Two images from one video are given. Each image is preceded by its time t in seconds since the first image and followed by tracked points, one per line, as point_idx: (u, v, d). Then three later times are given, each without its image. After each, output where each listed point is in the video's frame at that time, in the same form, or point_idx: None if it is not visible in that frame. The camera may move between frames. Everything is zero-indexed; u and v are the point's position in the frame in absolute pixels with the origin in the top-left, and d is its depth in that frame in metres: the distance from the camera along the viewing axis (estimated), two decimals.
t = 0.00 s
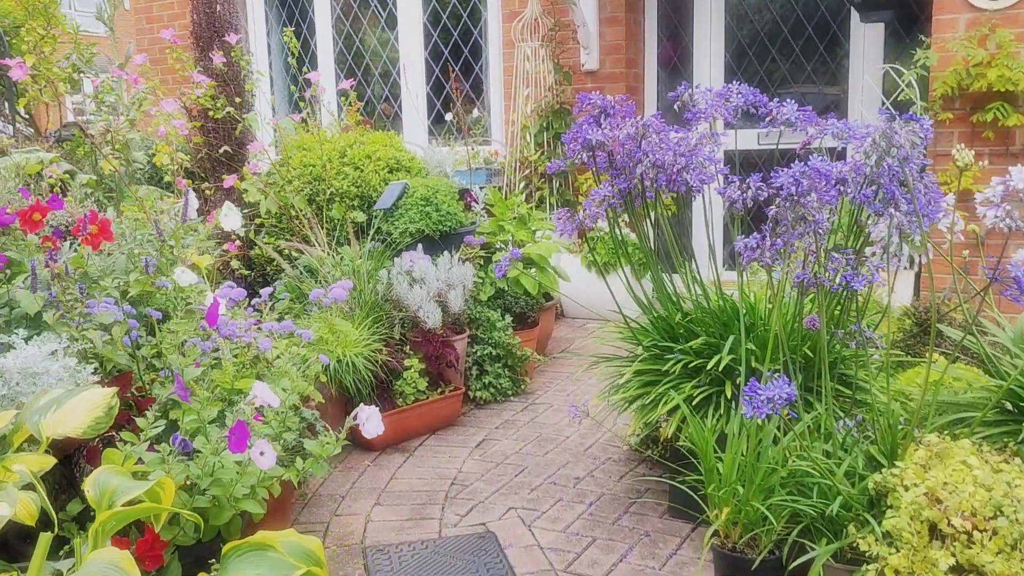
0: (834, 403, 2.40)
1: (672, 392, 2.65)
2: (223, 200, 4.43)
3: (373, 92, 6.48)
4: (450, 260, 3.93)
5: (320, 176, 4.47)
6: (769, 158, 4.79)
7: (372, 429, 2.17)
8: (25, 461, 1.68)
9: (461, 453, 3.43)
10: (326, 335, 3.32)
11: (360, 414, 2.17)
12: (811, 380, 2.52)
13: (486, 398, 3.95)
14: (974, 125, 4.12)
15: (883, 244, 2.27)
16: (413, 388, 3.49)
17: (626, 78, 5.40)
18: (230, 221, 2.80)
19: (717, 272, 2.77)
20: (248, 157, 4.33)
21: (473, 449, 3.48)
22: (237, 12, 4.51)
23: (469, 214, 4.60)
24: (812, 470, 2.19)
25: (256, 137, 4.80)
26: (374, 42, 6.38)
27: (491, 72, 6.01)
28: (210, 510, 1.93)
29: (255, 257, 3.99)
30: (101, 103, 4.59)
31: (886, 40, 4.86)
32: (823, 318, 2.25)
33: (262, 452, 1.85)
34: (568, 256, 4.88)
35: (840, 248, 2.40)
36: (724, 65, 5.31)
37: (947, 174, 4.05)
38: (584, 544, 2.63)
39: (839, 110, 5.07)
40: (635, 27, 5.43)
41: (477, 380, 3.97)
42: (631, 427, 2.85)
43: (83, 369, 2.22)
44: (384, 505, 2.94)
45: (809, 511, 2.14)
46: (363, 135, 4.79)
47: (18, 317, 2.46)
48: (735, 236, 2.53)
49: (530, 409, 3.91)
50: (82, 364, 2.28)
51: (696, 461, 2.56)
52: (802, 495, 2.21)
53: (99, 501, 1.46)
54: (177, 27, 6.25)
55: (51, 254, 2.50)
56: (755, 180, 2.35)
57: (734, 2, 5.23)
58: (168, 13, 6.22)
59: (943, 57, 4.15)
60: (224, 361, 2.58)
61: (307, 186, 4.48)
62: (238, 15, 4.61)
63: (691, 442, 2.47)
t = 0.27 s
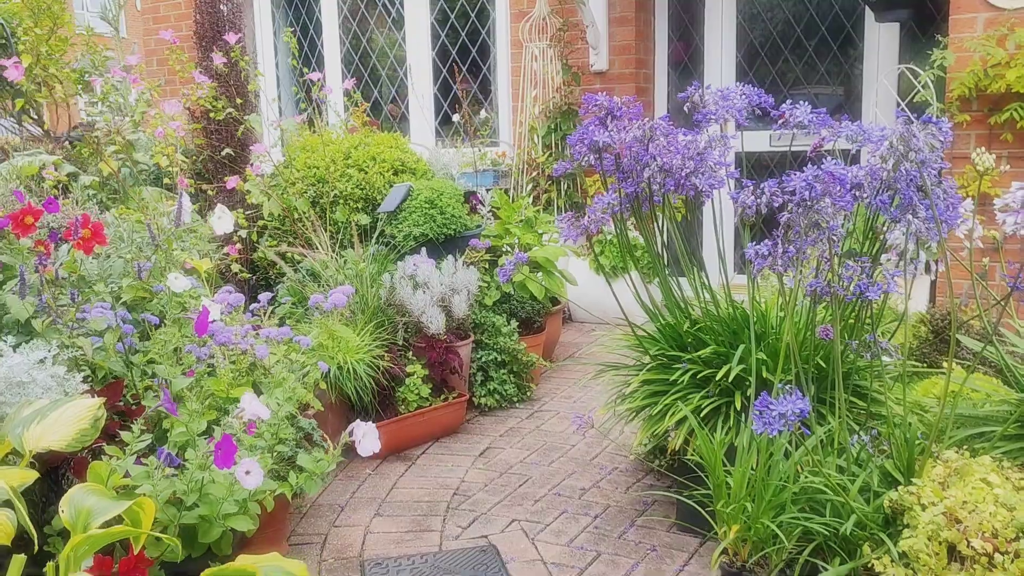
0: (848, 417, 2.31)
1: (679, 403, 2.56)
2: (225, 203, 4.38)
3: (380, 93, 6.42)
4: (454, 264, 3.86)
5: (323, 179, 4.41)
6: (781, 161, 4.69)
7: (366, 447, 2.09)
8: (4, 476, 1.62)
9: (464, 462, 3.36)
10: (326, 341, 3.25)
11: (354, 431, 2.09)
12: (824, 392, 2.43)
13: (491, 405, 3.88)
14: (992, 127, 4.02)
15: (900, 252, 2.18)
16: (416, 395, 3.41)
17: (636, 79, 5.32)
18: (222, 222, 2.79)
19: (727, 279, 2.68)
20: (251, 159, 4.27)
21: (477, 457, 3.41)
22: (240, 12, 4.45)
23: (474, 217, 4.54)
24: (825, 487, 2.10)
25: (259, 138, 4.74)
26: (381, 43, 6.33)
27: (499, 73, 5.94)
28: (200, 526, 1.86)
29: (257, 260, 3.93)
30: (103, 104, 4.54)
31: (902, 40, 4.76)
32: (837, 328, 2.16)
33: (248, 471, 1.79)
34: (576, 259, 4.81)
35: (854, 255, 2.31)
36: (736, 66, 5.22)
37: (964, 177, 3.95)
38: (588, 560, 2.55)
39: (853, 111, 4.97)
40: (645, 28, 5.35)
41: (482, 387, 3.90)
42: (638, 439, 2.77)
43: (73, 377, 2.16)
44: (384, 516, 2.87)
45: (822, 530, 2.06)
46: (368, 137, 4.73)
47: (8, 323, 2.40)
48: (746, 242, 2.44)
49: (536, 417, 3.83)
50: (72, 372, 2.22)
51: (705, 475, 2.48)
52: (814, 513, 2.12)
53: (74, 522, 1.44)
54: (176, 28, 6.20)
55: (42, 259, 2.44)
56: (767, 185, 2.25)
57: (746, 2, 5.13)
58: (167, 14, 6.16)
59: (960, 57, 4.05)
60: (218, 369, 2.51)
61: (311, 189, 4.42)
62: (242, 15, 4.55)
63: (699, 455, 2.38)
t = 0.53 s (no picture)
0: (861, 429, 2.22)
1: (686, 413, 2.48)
2: (225, 204, 4.32)
3: (384, 93, 6.35)
4: (456, 267, 3.79)
5: (324, 180, 4.35)
6: (791, 161, 4.60)
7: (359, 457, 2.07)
8: None
9: (465, 470, 3.29)
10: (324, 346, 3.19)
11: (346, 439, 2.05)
12: (835, 402, 2.34)
13: (494, 411, 3.81)
14: (1008, 127, 3.92)
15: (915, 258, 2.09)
16: (416, 401, 3.34)
17: (643, 78, 5.23)
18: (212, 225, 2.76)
19: (734, 283, 2.60)
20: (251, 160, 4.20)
21: (478, 465, 3.34)
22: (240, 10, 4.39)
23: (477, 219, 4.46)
24: (836, 503, 2.02)
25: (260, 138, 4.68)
26: (385, 42, 6.26)
27: (505, 72, 5.86)
28: (185, 543, 1.79)
29: (256, 263, 3.87)
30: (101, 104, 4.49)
31: (914, 39, 4.66)
32: (850, 337, 2.07)
33: (239, 483, 1.70)
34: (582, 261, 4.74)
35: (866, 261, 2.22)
36: (745, 65, 5.12)
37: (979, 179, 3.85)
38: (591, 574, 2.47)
39: (864, 111, 4.88)
40: (652, 26, 5.26)
41: (485, 392, 3.82)
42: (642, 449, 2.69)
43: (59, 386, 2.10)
44: (382, 527, 2.80)
45: (833, 549, 1.97)
46: (370, 137, 4.66)
47: None
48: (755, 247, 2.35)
49: (539, 423, 3.76)
50: (58, 381, 2.16)
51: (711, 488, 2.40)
52: (825, 530, 2.04)
53: (45, 545, 1.44)
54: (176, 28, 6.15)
55: (29, 263, 2.37)
56: (777, 187, 2.13)
57: None
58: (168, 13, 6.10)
59: (975, 55, 3.95)
60: (211, 377, 2.44)
61: (312, 190, 4.36)
62: (242, 14, 4.49)
63: (705, 467, 2.30)
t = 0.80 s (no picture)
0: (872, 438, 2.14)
1: (690, 421, 2.40)
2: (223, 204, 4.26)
3: (386, 91, 6.29)
4: (457, 269, 3.72)
5: (324, 180, 4.29)
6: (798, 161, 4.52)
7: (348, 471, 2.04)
8: None
9: (465, 476, 3.22)
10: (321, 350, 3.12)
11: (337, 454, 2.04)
12: (845, 411, 2.26)
13: (495, 415, 3.74)
14: (1021, 125, 3.83)
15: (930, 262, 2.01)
16: (415, 405, 3.28)
17: (648, 76, 5.14)
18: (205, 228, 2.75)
19: (740, 287, 2.52)
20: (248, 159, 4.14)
21: (478, 471, 3.27)
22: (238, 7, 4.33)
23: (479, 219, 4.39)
24: (846, 518, 1.94)
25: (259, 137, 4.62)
26: (387, 39, 6.19)
27: (508, 70, 5.79)
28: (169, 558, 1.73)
29: (253, 264, 3.81)
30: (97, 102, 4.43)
31: (924, 35, 4.57)
32: (861, 345, 1.99)
33: (219, 501, 1.66)
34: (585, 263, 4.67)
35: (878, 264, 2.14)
36: (751, 63, 5.04)
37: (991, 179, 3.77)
38: None
39: (873, 109, 4.79)
40: (657, 23, 5.18)
41: (486, 396, 3.76)
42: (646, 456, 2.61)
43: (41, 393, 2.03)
44: (378, 536, 2.73)
45: (843, 565, 1.89)
46: (370, 136, 4.60)
47: None
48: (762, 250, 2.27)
49: (541, 427, 3.69)
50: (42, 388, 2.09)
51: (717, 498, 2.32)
52: (835, 545, 1.96)
53: (14, 565, 1.47)
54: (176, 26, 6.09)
55: (13, 265, 2.31)
56: (785, 189, 2.05)
57: None
58: (167, 11, 6.05)
59: (987, 52, 3.87)
60: (202, 382, 2.38)
61: (311, 190, 4.30)
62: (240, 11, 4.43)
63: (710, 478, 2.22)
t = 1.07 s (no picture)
0: (882, 441, 2.07)
1: (695, 423, 2.34)
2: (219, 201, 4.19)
3: (386, 87, 6.22)
4: (456, 266, 3.65)
5: (322, 176, 4.23)
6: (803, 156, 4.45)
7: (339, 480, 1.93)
8: None
9: (465, 477, 3.16)
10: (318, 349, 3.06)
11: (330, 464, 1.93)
12: (855, 412, 2.19)
13: (495, 415, 3.68)
14: None
15: (942, 259, 1.94)
16: (414, 406, 3.22)
17: (650, 71, 5.07)
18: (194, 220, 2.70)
19: (746, 284, 2.45)
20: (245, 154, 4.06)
21: (478, 472, 3.21)
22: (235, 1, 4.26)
23: (479, 216, 4.33)
24: (857, 524, 1.87)
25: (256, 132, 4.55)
26: (387, 35, 6.13)
27: (509, 66, 5.72)
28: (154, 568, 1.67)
29: (250, 262, 3.75)
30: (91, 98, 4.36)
31: (931, 29, 4.49)
32: (871, 345, 1.92)
33: (206, 506, 1.61)
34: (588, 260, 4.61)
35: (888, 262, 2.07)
36: (755, 57, 4.96)
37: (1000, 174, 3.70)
38: None
39: (878, 105, 4.72)
40: (660, 17, 5.10)
41: (486, 396, 3.70)
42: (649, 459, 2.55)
43: (25, 396, 1.97)
44: (376, 540, 2.67)
45: (853, 574, 1.83)
46: (369, 132, 4.53)
47: None
48: (769, 247, 2.20)
49: (542, 427, 3.63)
50: (26, 389, 2.03)
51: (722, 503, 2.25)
52: (844, 553, 1.90)
53: None
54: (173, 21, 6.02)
55: None
56: (792, 183, 1.98)
57: None
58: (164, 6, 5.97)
59: (997, 45, 3.79)
60: (193, 383, 2.32)
61: (308, 186, 4.24)
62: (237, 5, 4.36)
63: (715, 482, 2.16)
